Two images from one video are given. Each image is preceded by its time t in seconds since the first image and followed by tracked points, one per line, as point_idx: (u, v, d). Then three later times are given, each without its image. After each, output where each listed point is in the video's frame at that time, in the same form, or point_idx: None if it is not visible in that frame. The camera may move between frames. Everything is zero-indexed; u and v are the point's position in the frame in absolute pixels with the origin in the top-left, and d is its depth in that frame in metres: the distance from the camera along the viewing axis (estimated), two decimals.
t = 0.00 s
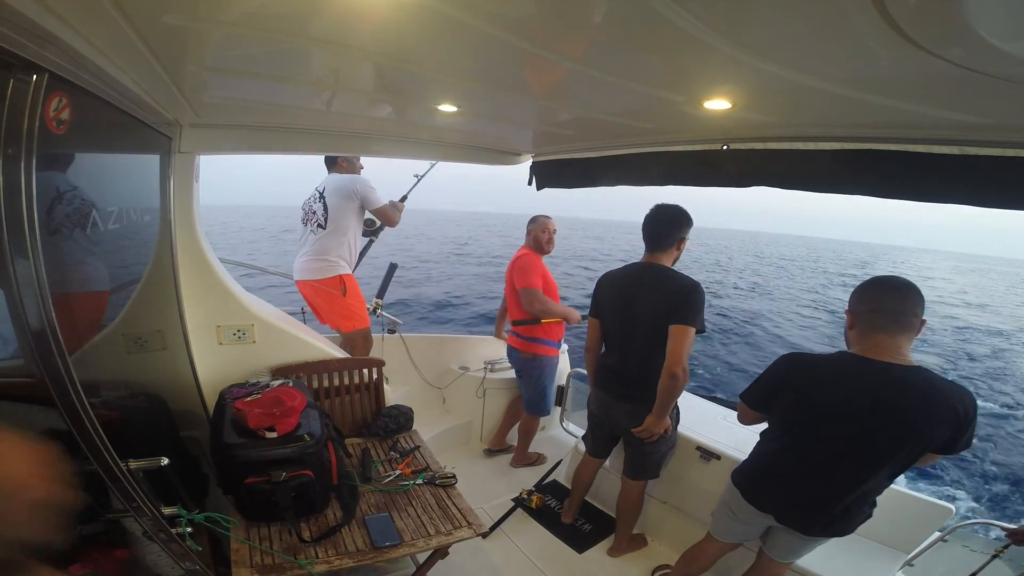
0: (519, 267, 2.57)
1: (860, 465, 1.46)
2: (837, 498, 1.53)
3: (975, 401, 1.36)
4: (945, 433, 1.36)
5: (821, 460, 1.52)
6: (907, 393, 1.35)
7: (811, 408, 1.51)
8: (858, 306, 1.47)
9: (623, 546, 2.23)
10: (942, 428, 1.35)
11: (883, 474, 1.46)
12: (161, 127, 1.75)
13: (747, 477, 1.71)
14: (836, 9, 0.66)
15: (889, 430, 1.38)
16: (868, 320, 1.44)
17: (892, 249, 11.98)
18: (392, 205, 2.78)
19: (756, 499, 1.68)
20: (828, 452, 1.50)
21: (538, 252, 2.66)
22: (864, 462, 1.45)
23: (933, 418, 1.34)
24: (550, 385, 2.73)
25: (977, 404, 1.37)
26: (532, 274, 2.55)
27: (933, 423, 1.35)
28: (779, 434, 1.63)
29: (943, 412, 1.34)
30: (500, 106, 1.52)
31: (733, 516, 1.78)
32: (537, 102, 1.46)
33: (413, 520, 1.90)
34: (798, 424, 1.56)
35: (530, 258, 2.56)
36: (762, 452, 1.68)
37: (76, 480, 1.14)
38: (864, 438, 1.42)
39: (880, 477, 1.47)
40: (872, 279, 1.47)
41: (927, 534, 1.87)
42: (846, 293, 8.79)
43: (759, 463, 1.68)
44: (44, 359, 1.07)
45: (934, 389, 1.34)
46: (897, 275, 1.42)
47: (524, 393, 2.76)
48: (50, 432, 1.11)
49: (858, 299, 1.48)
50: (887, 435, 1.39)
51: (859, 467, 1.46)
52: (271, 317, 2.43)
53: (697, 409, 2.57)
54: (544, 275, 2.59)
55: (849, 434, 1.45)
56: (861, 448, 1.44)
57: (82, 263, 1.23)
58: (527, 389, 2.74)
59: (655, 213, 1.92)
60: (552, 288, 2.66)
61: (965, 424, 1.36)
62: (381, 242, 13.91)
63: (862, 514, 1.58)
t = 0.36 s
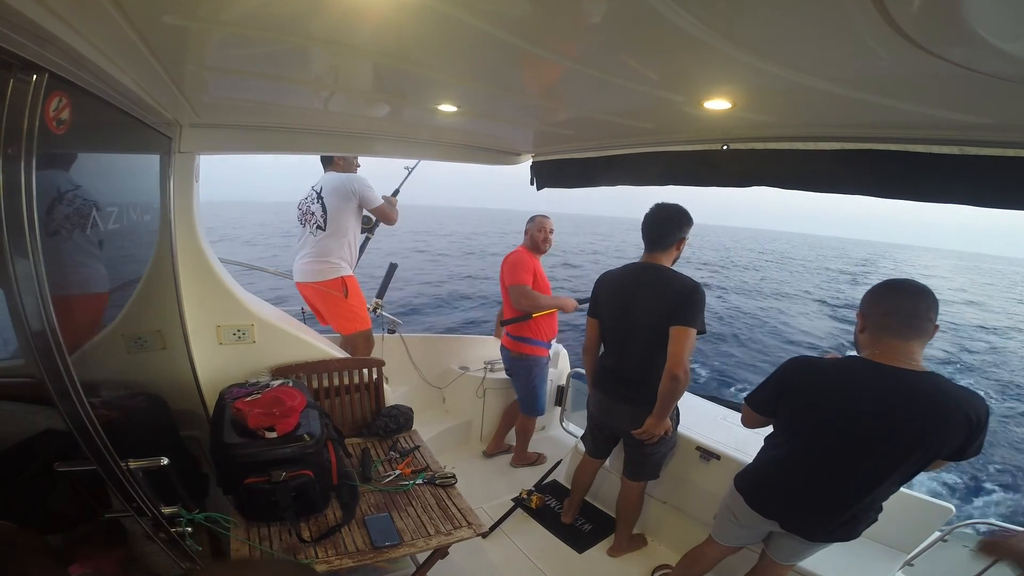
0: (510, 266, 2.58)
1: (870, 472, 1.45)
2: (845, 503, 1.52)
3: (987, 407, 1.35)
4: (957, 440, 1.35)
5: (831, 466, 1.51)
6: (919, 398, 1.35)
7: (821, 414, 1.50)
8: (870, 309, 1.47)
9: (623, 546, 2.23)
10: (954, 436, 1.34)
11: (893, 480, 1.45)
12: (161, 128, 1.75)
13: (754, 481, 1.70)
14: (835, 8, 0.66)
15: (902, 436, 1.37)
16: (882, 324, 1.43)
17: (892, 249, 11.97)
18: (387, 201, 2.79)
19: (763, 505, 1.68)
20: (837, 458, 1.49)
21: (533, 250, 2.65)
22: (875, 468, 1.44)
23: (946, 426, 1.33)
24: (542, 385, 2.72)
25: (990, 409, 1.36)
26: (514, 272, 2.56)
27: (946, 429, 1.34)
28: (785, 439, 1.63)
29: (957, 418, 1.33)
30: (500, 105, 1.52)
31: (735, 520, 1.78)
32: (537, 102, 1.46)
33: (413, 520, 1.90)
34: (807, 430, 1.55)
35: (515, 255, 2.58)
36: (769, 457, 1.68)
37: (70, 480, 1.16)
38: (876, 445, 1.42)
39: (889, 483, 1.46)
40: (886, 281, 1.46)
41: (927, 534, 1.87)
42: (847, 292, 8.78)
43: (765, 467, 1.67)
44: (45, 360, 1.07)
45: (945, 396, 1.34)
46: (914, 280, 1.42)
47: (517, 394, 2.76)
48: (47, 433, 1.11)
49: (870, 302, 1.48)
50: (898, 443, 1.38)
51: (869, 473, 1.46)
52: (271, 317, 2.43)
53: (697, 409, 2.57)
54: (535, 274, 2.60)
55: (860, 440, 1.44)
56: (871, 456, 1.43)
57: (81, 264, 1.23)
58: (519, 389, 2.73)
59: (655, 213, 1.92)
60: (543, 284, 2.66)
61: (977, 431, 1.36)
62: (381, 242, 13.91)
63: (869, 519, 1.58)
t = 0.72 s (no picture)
0: (509, 263, 2.56)
1: (878, 477, 1.46)
2: (850, 505, 1.53)
3: (998, 415, 1.35)
4: (967, 446, 1.36)
5: (839, 470, 1.51)
6: (932, 405, 1.34)
7: (830, 420, 1.50)
8: (884, 314, 1.45)
9: (623, 546, 2.23)
10: (964, 443, 1.35)
11: (900, 485, 1.46)
12: (161, 127, 1.75)
13: (760, 484, 1.69)
14: (835, 8, 0.66)
15: (913, 443, 1.37)
16: (896, 330, 1.41)
17: (892, 248, 11.96)
18: (386, 198, 2.79)
19: (770, 510, 1.67)
20: (845, 464, 1.49)
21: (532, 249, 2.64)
22: (883, 473, 1.44)
23: (957, 433, 1.33)
24: (536, 385, 2.72)
25: (1001, 418, 1.36)
26: (516, 271, 2.54)
27: (957, 437, 1.34)
28: (792, 443, 1.62)
29: (969, 427, 1.33)
30: (500, 105, 1.52)
31: (737, 520, 1.79)
32: (537, 102, 1.46)
33: (414, 520, 1.90)
34: (816, 435, 1.54)
35: (518, 254, 2.55)
36: (775, 461, 1.67)
37: (70, 480, 1.14)
38: (886, 452, 1.41)
39: (895, 488, 1.47)
40: (902, 284, 1.43)
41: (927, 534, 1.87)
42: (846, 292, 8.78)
43: (771, 471, 1.67)
44: (45, 359, 1.07)
45: (957, 403, 1.34)
46: (931, 284, 1.38)
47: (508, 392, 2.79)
48: (47, 433, 1.10)
49: (884, 306, 1.45)
50: (909, 450, 1.38)
51: (877, 477, 1.46)
52: (271, 317, 2.43)
53: (697, 409, 2.57)
54: (534, 275, 2.59)
55: (871, 446, 1.43)
56: (881, 462, 1.43)
57: (80, 264, 1.23)
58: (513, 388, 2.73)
59: (659, 214, 1.92)
60: (540, 285, 2.65)
61: (986, 437, 1.36)
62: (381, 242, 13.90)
63: (874, 521, 1.58)
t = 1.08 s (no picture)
0: (529, 267, 2.50)
1: (878, 478, 1.46)
2: (852, 506, 1.53)
3: (1000, 418, 1.35)
4: (968, 449, 1.36)
5: (841, 472, 1.51)
6: (935, 406, 1.34)
7: (832, 421, 1.50)
8: (892, 315, 1.44)
9: (623, 546, 2.23)
10: (965, 446, 1.35)
11: (901, 486, 1.46)
12: (160, 127, 1.75)
13: (761, 485, 1.69)
14: (834, 9, 0.66)
15: (916, 445, 1.37)
16: (904, 332, 1.40)
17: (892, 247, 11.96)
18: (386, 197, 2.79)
19: (770, 511, 1.67)
20: (846, 465, 1.50)
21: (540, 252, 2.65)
22: (885, 474, 1.44)
23: (959, 436, 1.33)
24: (544, 387, 2.70)
25: (1005, 421, 1.36)
26: (534, 276, 2.50)
27: (959, 439, 1.34)
28: (793, 443, 1.63)
29: (971, 429, 1.33)
30: (500, 105, 1.52)
31: (736, 521, 1.80)
32: (538, 102, 1.46)
33: (413, 520, 1.90)
34: (817, 436, 1.55)
35: (539, 259, 2.52)
36: (776, 461, 1.68)
37: (70, 479, 1.15)
38: (886, 453, 1.41)
39: (895, 489, 1.47)
40: (914, 285, 1.41)
41: (926, 533, 1.88)
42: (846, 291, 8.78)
43: (771, 471, 1.68)
44: (45, 359, 1.07)
45: (959, 405, 1.33)
46: (944, 287, 1.36)
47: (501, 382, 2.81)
48: (47, 433, 1.10)
49: (894, 307, 1.44)
50: (909, 452, 1.38)
51: (879, 479, 1.46)
52: (271, 317, 2.43)
53: (697, 409, 2.57)
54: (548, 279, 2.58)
55: (873, 447, 1.43)
56: (881, 463, 1.43)
57: (80, 264, 1.23)
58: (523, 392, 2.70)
59: (665, 213, 1.92)
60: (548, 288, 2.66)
61: (988, 441, 1.36)
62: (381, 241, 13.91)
63: (874, 523, 1.59)
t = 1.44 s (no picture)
0: (573, 276, 2.46)
1: (870, 476, 1.47)
2: (845, 504, 1.53)
3: (995, 418, 1.35)
4: (962, 450, 1.36)
5: (835, 470, 1.52)
6: (930, 408, 1.34)
7: (826, 420, 1.50)
8: (892, 314, 1.44)
9: (623, 546, 2.23)
10: (958, 446, 1.35)
11: (893, 485, 1.47)
12: (160, 127, 1.75)
13: (755, 483, 1.70)
14: (835, 9, 0.66)
15: (908, 445, 1.37)
16: (903, 330, 1.40)
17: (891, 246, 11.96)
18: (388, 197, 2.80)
19: (764, 509, 1.68)
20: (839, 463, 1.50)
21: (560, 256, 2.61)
22: (877, 473, 1.45)
23: (953, 436, 1.33)
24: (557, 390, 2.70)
25: (1000, 422, 1.36)
26: (575, 286, 2.46)
27: (953, 440, 1.34)
28: (788, 441, 1.63)
29: (966, 431, 1.33)
30: (501, 105, 1.52)
31: (733, 522, 1.79)
32: (538, 102, 1.46)
33: (413, 520, 1.90)
34: (811, 435, 1.55)
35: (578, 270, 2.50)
36: (770, 459, 1.68)
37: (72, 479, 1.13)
38: (879, 452, 1.42)
39: (888, 488, 1.47)
40: (916, 284, 1.41)
41: (926, 534, 1.88)
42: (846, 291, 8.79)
43: (765, 469, 1.68)
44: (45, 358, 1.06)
45: (955, 405, 1.33)
46: (944, 287, 1.36)
47: (507, 383, 2.79)
48: (47, 432, 1.08)
49: (893, 306, 1.44)
50: (902, 451, 1.39)
51: (872, 477, 1.46)
52: (271, 317, 2.42)
53: (697, 409, 2.57)
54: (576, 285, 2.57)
55: (867, 447, 1.44)
56: (874, 462, 1.44)
57: (80, 263, 1.23)
58: (535, 396, 2.68)
59: (672, 213, 1.91)
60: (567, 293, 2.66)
61: (981, 442, 1.36)
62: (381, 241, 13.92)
63: (867, 521, 1.59)
